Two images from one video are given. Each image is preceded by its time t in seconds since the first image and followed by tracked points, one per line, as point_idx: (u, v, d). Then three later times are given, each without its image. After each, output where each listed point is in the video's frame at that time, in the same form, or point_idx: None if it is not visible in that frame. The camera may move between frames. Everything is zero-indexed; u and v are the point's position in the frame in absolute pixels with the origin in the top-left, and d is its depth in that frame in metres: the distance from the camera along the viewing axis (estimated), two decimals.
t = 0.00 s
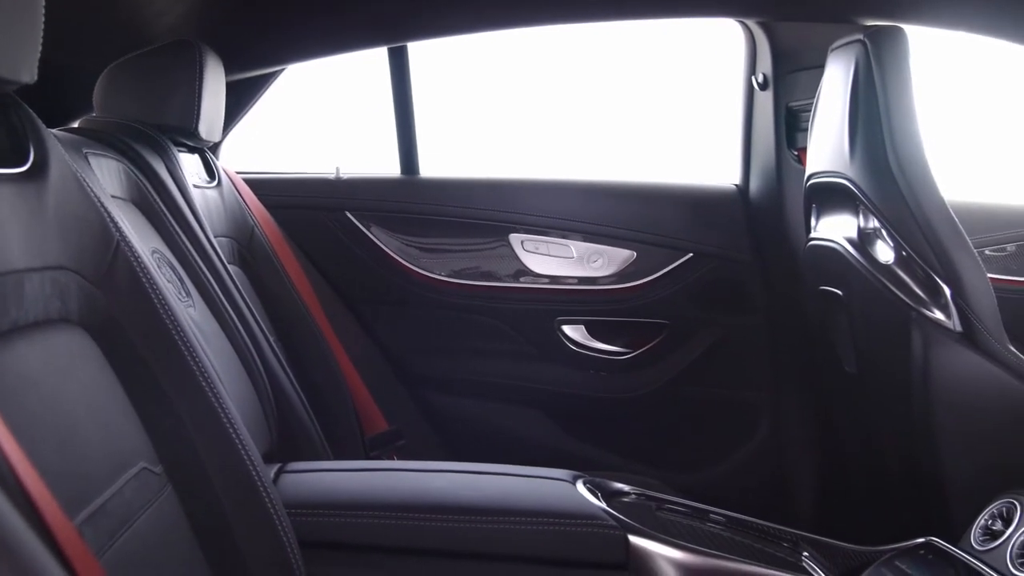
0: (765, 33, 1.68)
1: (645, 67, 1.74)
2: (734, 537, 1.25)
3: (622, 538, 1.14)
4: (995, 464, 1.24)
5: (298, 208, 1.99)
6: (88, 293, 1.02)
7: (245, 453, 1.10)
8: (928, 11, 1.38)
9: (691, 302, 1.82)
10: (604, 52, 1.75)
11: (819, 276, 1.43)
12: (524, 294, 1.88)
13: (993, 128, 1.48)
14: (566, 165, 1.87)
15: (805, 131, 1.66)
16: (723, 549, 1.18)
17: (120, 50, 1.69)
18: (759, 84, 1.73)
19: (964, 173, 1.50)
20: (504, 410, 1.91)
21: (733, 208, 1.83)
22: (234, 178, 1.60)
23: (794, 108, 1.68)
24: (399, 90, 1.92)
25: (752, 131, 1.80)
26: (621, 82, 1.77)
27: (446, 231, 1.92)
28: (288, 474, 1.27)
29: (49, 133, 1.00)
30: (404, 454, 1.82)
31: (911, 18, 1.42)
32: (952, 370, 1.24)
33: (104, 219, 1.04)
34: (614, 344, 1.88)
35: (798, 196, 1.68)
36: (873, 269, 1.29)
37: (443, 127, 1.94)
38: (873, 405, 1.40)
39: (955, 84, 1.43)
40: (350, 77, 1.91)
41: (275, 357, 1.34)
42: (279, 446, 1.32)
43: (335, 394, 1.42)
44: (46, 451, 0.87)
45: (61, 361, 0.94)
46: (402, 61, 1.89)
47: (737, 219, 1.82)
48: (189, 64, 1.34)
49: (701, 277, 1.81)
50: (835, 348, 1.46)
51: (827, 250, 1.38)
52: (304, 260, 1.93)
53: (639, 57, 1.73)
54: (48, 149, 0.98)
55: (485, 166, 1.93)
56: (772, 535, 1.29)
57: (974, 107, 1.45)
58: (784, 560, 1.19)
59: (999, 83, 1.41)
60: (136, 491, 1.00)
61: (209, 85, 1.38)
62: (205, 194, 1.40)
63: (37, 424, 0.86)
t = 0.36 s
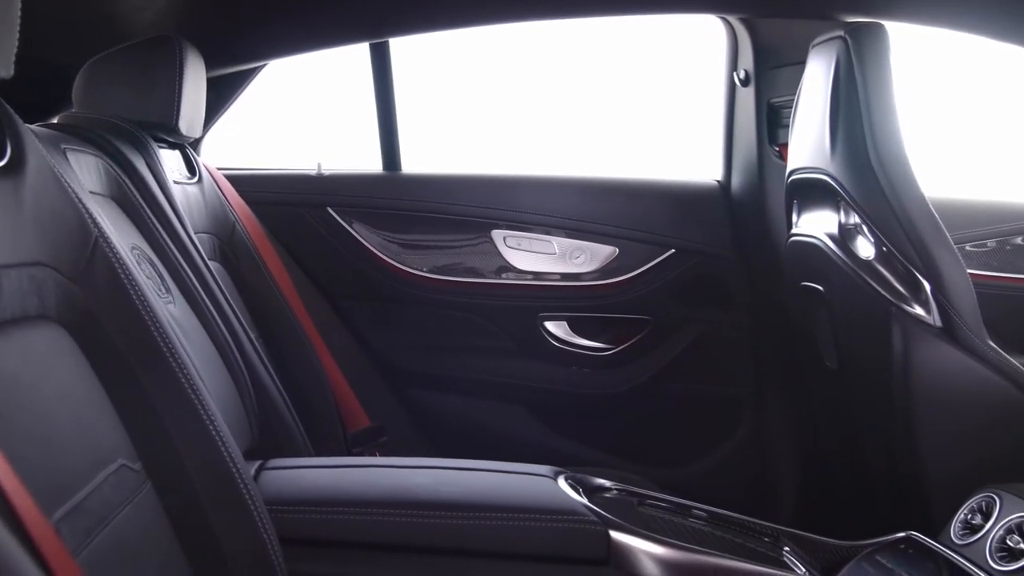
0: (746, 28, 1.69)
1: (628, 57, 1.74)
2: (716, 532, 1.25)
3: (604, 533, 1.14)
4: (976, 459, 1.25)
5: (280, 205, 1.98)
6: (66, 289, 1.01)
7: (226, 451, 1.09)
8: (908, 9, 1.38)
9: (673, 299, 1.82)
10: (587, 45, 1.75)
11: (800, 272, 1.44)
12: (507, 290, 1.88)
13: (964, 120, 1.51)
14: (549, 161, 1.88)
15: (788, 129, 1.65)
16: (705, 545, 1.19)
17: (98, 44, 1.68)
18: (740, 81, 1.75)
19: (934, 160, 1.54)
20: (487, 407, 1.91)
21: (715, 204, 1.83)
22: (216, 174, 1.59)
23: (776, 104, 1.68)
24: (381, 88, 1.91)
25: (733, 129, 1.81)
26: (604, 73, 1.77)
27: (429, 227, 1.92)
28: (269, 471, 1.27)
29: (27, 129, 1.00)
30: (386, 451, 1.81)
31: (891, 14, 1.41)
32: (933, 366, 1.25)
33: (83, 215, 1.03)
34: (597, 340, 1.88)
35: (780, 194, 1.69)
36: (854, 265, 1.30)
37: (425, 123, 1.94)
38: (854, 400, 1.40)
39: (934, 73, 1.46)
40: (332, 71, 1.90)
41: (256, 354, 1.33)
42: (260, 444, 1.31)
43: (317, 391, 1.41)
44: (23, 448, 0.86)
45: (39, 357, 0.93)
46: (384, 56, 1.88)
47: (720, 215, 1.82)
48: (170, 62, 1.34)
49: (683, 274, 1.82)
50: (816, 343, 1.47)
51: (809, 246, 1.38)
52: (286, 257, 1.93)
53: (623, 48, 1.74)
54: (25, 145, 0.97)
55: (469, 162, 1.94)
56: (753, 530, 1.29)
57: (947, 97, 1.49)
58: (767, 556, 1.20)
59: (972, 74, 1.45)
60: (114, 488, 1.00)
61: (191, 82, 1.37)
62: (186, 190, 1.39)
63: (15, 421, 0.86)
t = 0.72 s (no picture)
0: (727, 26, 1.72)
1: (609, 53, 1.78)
2: (697, 529, 1.26)
3: (583, 530, 1.15)
4: (951, 454, 1.29)
5: (259, 201, 1.96)
6: (41, 286, 1.00)
7: (203, 450, 1.07)
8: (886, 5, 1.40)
9: (653, 295, 1.83)
10: (568, 40, 1.78)
11: (780, 268, 1.44)
12: (488, 286, 1.87)
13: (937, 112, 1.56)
14: (532, 157, 1.89)
15: (766, 125, 1.70)
16: (685, 541, 1.20)
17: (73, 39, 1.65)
18: (721, 78, 1.78)
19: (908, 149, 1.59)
20: (468, 403, 1.90)
21: (696, 200, 1.85)
22: (196, 170, 1.58)
23: (756, 101, 1.73)
24: (360, 85, 1.90)
25: (713, 127, 1.85)
26: (583, 66, 1.80)
27: (409, 224, 1.91)
28: (248, 468, 1.26)
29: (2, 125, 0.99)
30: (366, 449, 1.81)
31: (871, 12, 1.45)
32: (912, 362, 1.26)
33: (59, 211, 1.02)
34: (577, 337, 1.88)
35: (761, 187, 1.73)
36: (834, 261, 1.29)
37: (406, 120, 1.94)
38: (833, 397, 1.40)
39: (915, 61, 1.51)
40: (312, 68, 1.88)
41: (236, 353, 1.33)
42: (237, 442, 1.30)
43: (297, 388, 1.41)
44: None
45: (13, 354, 0.93)
46: (364, 52, 1.88)
47: (701, 212, 1.84)
48: (148, 58, 1.33)
49: (663, 271, 1.83)
50: (796, 339, 1.47)
51: (789, 243, 1.38)
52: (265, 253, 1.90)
53: (603, 41, 1.77)
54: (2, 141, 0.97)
55: (450, 159, 1.93)
56: (732, 525, 1.31)
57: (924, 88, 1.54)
58: (746, 551, 1.22)
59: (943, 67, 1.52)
60: (91, 486, 0.99)
61: (169, 78, 1.36)
62: (165, 187, 1.38)
63: None
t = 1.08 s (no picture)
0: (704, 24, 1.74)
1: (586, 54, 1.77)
2: (674, 525, 1.26)
3: (559, 525, 1.15)
4: (926, 448, 1.29)
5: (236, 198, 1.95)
6: (14, 283, 1.00)
7: (179, 446, 1.06)
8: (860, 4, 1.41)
9: (630, 291, 1.85)
10: (543, 42, 1.76)
11: (757, 264, 1.44)
12: (467, 283, 1.88)
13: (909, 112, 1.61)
14: (511, 154, 1.90)
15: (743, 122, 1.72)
16: (662, 537, 1.20)
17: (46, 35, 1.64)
18: (698, 74, 1.78)
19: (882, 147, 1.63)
20: (448, 400, 1.91)
21: (673, 197, 1.87)
22: (171, 167, 1.58)
23: (733, 98, 1.73)
24: (337, 81, 1.90)
25: (691, 125, 1.87)
26: (559, 69, 1.80)
27: (386, 221, 1.90)
28: (224, 466, 1.25)
29: None
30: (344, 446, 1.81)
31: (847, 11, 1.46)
32: (887, 358, 1.26)
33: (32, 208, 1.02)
34: (556, 334, 1.88)
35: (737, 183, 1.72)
36: (810, 258, 1.29)
37: (384, 117, 1.94)
38: (809, 392, 1.41)
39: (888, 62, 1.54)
40: (290, 66, 1.86)
41: (212, 350, 1.32)
42: (214, 439, 1.30)
43: (274, 384, 1.41)
44: None
45: None
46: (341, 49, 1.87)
47: (678, 209, 1.85)
48: (122, 54, 1.32)
49: (642, 270, 1.84)
50: (772, 335, 1.48)
51: (766, 239, 1.38)
52: (243, 251, 1.90)
53: (580, 40, 1.76)
54: None
55: (428, 157, 1.92)
56: (708, 521, 1.31)
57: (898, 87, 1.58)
58: (723, 547, 1.22)
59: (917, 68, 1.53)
60: (64, 485, 0.98)
61: (143, 73, 1.35)
62: (140, 183, 1.38)
63: None
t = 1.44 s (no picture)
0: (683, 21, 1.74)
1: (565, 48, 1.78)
2: (651, 520, 1.27)
3: (537, 522, 1.15)
4: (901, 441, 1.30)
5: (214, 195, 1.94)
6: None
7: (153, 443, 1.03)
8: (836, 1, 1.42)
9: (610, 287, 1.86)
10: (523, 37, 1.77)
11: (735, 260, 1.44)
12: (447, 279, 1.88)
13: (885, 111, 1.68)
14: (491, 150, 1.90)
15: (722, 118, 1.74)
16: (638, 533, 1.20)
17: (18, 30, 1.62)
18: (677, 70, 1.80)
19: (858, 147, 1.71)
20: (427, 397, 1.91)
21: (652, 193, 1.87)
22: (148, 164, 1.57)
23: (712, 94, 1.75)
24: (315, 77, 1.88)
25: (669, 121, 1.88)
26: (539, 64, 1.80)
27: (365, 217, 1.90)
28: (200, 463, 1.25)
29: None
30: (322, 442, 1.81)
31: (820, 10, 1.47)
32: (863, 353, 1.27)
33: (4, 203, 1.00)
34: (534, 330, 1.90)
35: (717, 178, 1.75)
36: (788, 254, 1.29)
37: (361, 112, 1.93)
38: (785, 388, 1.42)
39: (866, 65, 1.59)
40: (267, 63, 1.85)
41: (187, 346, 1.31)
42: (189, 437, 1.29)
43: (250, 380, 1.41)
44: None
45: None
46: (319, 46, 1.86)
47: (656, 206, 1.86)
48: (97, 49, 1.31)
49: (621, 262, 1.85)
50: (750, 331, 1.48)
51: (743, 235, 1.38)
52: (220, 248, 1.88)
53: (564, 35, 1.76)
54: None
55: (407, 152, 1.92)
56: (686, 516, 1.31)
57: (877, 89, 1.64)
58: (700, 542, 1.23)
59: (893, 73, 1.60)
60: (37, 481, 0.96)
61: (118, 69, 1.34)
62: (117, 179, 1.37)
63: None
